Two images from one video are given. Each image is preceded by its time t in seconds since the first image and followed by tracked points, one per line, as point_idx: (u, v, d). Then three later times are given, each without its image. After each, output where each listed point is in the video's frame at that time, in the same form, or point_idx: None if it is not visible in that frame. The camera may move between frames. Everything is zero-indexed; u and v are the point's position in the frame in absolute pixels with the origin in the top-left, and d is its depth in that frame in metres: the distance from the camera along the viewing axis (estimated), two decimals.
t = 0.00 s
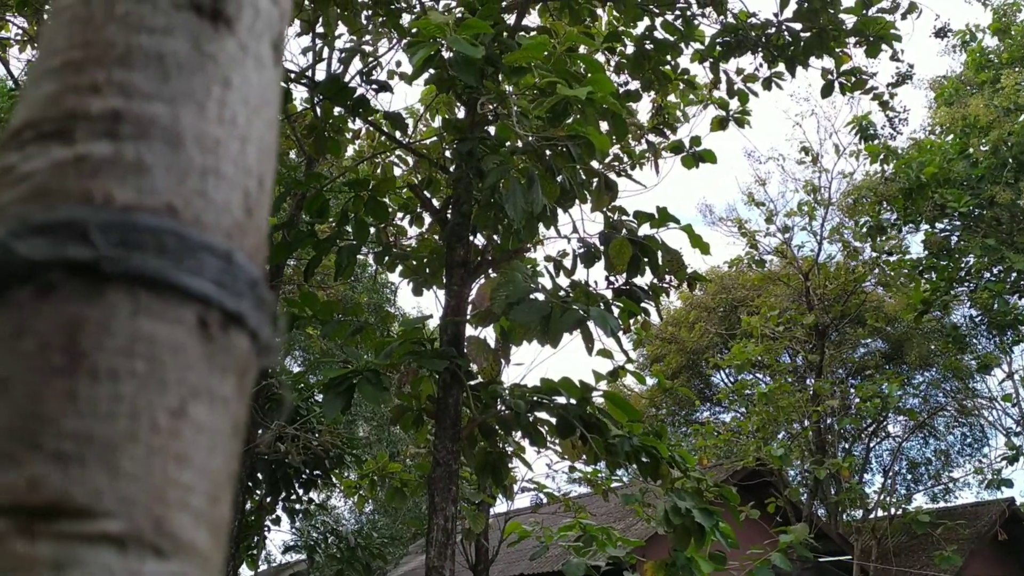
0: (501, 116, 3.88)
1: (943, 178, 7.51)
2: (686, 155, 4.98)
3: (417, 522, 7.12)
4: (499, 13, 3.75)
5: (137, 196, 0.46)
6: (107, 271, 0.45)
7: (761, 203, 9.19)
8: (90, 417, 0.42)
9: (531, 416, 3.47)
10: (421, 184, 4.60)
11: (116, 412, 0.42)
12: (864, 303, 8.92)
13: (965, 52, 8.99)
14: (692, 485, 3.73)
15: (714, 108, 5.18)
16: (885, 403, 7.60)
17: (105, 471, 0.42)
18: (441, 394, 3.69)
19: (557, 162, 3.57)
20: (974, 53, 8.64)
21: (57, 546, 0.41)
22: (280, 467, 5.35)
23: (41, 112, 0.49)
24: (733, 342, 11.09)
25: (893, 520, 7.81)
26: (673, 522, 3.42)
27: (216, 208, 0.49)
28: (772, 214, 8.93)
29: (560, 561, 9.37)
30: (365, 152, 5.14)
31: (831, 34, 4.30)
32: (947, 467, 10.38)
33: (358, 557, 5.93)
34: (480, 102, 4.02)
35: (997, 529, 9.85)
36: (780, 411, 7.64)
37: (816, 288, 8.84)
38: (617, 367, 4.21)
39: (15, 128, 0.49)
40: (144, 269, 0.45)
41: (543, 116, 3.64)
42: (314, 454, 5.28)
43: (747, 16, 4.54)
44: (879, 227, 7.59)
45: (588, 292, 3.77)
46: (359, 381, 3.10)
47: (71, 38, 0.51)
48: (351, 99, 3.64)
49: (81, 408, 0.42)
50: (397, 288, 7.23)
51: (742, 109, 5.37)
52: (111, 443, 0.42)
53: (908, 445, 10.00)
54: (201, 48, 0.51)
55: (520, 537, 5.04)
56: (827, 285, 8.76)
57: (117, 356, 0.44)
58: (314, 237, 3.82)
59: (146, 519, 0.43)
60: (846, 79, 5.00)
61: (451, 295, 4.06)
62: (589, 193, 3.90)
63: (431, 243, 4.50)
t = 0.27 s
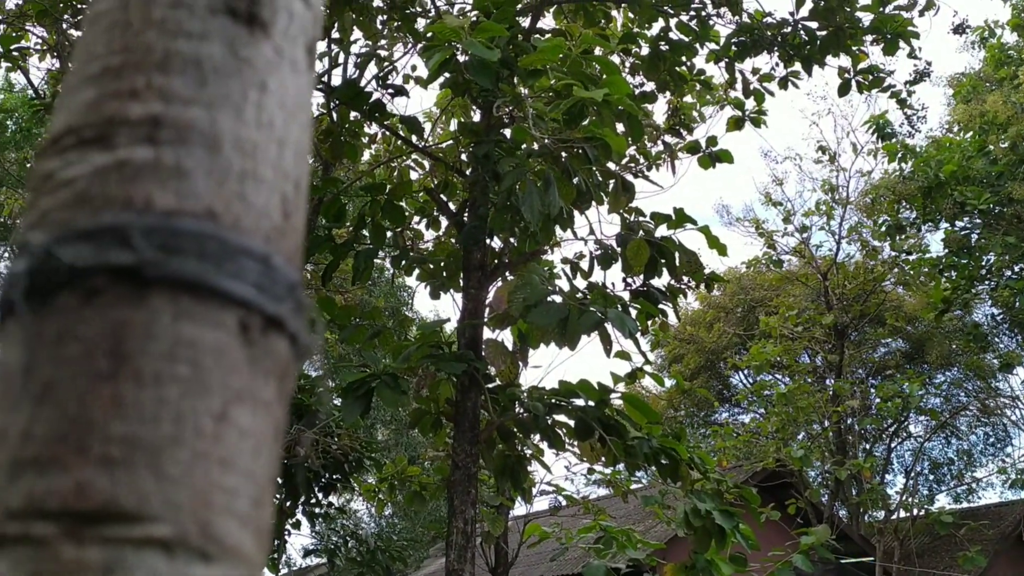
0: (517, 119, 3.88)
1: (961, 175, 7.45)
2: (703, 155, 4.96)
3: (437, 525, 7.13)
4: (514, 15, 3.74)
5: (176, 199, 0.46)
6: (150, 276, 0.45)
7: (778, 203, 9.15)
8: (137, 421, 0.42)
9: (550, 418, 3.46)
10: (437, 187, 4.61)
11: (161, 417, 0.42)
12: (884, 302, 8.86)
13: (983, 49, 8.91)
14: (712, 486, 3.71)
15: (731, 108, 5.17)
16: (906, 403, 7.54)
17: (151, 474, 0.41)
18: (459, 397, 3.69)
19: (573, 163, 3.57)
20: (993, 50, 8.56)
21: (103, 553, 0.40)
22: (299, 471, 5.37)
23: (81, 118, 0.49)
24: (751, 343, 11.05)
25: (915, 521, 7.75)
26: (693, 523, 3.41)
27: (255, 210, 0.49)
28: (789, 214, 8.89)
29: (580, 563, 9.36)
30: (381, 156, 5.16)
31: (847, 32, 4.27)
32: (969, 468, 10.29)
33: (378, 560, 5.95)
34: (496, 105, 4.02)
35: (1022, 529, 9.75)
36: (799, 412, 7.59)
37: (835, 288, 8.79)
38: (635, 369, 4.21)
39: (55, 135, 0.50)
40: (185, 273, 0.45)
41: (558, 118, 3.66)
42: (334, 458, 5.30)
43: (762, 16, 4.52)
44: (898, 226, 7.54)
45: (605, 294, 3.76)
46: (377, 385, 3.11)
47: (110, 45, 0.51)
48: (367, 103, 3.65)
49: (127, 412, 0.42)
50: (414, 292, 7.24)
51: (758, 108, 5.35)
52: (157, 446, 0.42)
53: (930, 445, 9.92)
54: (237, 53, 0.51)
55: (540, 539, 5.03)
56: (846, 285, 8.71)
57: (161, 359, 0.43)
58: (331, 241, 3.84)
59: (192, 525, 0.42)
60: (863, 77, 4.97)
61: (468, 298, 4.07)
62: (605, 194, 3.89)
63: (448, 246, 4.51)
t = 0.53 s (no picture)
0: (533, 122, 3.88)
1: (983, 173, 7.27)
2: (720, 157, 4.95)
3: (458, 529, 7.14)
4: (529, 19, 3.74)
5: (214, 204, 0.46)
6: (190, 280, 0.45)
7: (796, 203, 9.11)
8: (179, 423, 0.41)
9: (569, 421, 3.46)
10: (454, 192, 4.62)
11: (203, 419, 0.41)
12: (904, 302, 8.79)
13: (1003, 46, 8.83)
14: (733, 488, 3.70)
15: (747, 109, 5.15)
16: (928, 404, 7.47)
17: (194, 481, 0.40)
18: (478, 401, 3.69)
19: (589, 167, 3.60)
20: (1012, 46, 8.48)
21: (149, 557, 0.39)
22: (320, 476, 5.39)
23: (117, 124, 0.49)
24: (770, 344, 11.00)
25: (939, 522, 7.68)
26: (714, 526, 3.40)
27: (290, 216, 0.49)
28: (808, 215, 8.85)
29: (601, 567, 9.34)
30: (398, 162, 5.18)
31: (865, 31, 4.25)
32: (994, 468, 10.19)
33: (399, 565, 5.96)
34: (512, 109, 4.03)
35: None
36: (820, 413, 7.54)
37: (855, 288, 8.73)
38: (654, 371, 4.19)
39: (94, 141, 0.50)
40: (224, 275, 0.45)
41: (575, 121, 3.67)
42: (354, 462, 5.31)
43: (778, 16, 4.50)
44: (918, 225, 7.49)
45: (624, 296, 3.75)
46: (396, 390, 3.11)
47: (143, 53, 0.52)
48: (383, 109, 3.66)
49: (169, 415, 0.41)
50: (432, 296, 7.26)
51: (775, 109, 5.33)
52: (200, 450, 0.41)
53: (954, 445, 9.84)
54: (271, 57, 0.52)
55: (560, 542, 5.02)
56: (866, 285, 8.66)
57: (202, 362, 0.43)
58: (349, 246, 3.85)
59: (235, 529, 0.41)
60: (881, 76, 4.94)
61: (486, 302, 4.07)
62: (623, 197, 3.89)
63: (466, 250, 4.52)
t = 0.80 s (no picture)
0: (549, 126, 3.88)
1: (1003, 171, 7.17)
2: (736, 158, 4.93)
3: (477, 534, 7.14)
4: (544, 23, 3.74)
5: (256, 212, 0.47)
6: (234, 288, 0.45)
7: (813, 204, 9.06)
8: (227, 430, 0.41)
9: (587, 425, 3.45)
10: (470, 196, 4.63)
11: (250, 427, 0.42)
12: (924, 303, 8.73)
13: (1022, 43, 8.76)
14: (753, 491, 3.68)
15: (764, 110, 5.14)
16: (949, 405, 7.41)
17: (243, 487, 0.41)
18: (497, 405, 3.70)
19: (606, 170, 3.62)
20: None
21: (200, 563, 0.39)
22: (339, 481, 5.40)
23: (159, 133, 0.50)
24: (789, 346, 10.95)
25: (962, 525, 7.61)
26: (735, 529, 3.38)
27: (329, 223, 0.50)
28: (825, 216, 8.81)
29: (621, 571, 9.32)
30: (414, 167, 5.19)
31: (881, 30, 4.22)
32: (1017, 470, 10.09)
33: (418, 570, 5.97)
34: (528, 113, 4.03)
35: None
36: (840, 415, 7.49)
37: (873, 289, 8.69)
38: (672, 374, 4.18)
39: (135, 149, 0.51)
40: (268, 282, 0.46)
41: (591, 125, 3.67)
42: (372, 467, 5.33)
43: (794, 16, 4.49)
44: (937, 225, 7.43)
45: (641, 299, 3.75)
46: (414, 395, 3.12)
47: (182, 62, 0.52)
48: (399, 114, 3.67)
49: (217, 422, 0.41)
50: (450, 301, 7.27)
51: (792, 109, 5.31)
52: (248, 456, 0.41)
53: (976, 447, 9.75)
54: (308, 66, 0.52)
55: (580, 546, 5.02)
56: (885, 285, 8.60)
57: (248, 369, 0.43)
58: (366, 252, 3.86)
59: (282, 535, 0.41)
60: (898, 75, 4.92)
61: (503, 306, 4.08)
62: (639, 200, 3.88)
63: (483, 255, 4.52)
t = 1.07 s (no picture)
0: (564, 130, 3.88)
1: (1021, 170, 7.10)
2: (752, 160, 4.92)
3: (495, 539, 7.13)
4: (558, 27, 3.74)
5: (302, 214, 0.47)
6: (282, 289, 0.46)
7: (830, 205, 9.02)
8: (278, 431, 0.42)
9: (605, 429, 3.44)
10: (486, 200, 4.63)
11: (300, 430, 0.42)
12: (944, 304, 8.66)
13: None
14: (773, 495, 3.66)
15: (779, 111, 5.11)
16: (970, 406, 7.35)
17: (297, 488, 0.42)
18: (514, 410, 3.69)
19: (622, 173, 3.58)
20: None
21: (255, 563, 0.40)
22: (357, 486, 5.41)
23: (202, 136, 0.50)
24: (807, 348, 10.89)
25: (984, 527, 7.54)
26: (754, 533, 3.36)
27: (373, 223, 0.50)
28: (842, 217, 8.76)
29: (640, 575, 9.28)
30: (429, 171, 5.20)
31: (898, 29, 4.20)
32: None
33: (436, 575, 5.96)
34: (543, 117, 4.04)
35: None
36: (859, 417, 7.44)
37: (892, 290, 8.63)
38: (690, 376, 4.17)
39: (178, 152, 0.51)
40: (314, 283, 0.46)
41: (606, 128, 3.66)
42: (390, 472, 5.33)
43: (809, 17, 4.47)
44: (956, 225, 7.37)
45: (658, 302, 3.73)
46: (430, 400, 3.12)
47: (224, 63, 0.52)
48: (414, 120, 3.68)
49: (268, 423, 0.42)
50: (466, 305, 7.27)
51: (808, 110, 5.29)
52: (299, 458, 0.42)
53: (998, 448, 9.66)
54: (349, 67, 0.52)
55: (598, 550, 5.01)
56: (904, 286, 8.55)
57: (297, 370, 0.44)
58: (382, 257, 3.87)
59: (334, 535, 0.42)
60: (915, 75, 4.89)
61: (520, 310, 4.08)
62: (655, 202, 3.88)
63: (499, 258, 4.52)
